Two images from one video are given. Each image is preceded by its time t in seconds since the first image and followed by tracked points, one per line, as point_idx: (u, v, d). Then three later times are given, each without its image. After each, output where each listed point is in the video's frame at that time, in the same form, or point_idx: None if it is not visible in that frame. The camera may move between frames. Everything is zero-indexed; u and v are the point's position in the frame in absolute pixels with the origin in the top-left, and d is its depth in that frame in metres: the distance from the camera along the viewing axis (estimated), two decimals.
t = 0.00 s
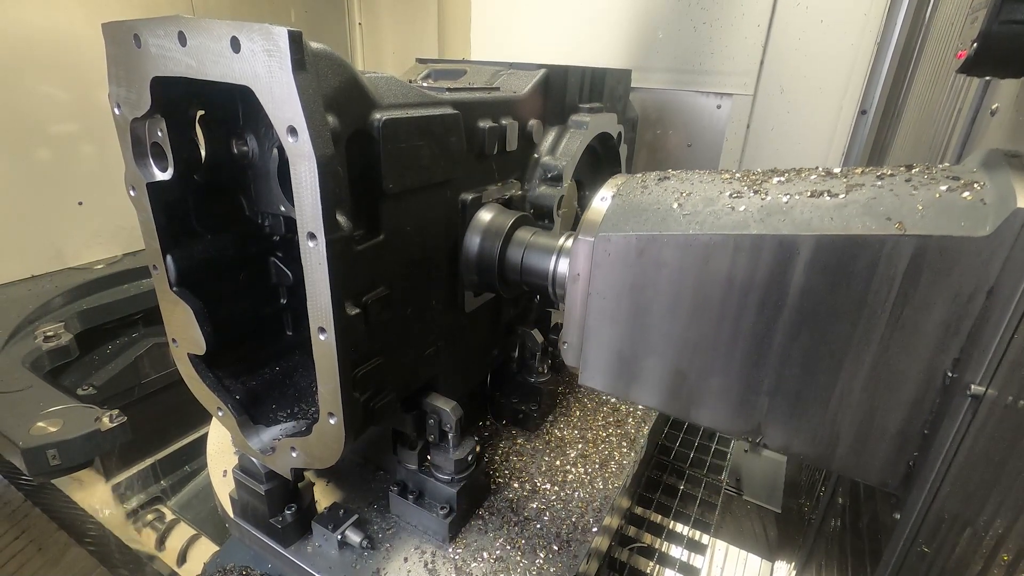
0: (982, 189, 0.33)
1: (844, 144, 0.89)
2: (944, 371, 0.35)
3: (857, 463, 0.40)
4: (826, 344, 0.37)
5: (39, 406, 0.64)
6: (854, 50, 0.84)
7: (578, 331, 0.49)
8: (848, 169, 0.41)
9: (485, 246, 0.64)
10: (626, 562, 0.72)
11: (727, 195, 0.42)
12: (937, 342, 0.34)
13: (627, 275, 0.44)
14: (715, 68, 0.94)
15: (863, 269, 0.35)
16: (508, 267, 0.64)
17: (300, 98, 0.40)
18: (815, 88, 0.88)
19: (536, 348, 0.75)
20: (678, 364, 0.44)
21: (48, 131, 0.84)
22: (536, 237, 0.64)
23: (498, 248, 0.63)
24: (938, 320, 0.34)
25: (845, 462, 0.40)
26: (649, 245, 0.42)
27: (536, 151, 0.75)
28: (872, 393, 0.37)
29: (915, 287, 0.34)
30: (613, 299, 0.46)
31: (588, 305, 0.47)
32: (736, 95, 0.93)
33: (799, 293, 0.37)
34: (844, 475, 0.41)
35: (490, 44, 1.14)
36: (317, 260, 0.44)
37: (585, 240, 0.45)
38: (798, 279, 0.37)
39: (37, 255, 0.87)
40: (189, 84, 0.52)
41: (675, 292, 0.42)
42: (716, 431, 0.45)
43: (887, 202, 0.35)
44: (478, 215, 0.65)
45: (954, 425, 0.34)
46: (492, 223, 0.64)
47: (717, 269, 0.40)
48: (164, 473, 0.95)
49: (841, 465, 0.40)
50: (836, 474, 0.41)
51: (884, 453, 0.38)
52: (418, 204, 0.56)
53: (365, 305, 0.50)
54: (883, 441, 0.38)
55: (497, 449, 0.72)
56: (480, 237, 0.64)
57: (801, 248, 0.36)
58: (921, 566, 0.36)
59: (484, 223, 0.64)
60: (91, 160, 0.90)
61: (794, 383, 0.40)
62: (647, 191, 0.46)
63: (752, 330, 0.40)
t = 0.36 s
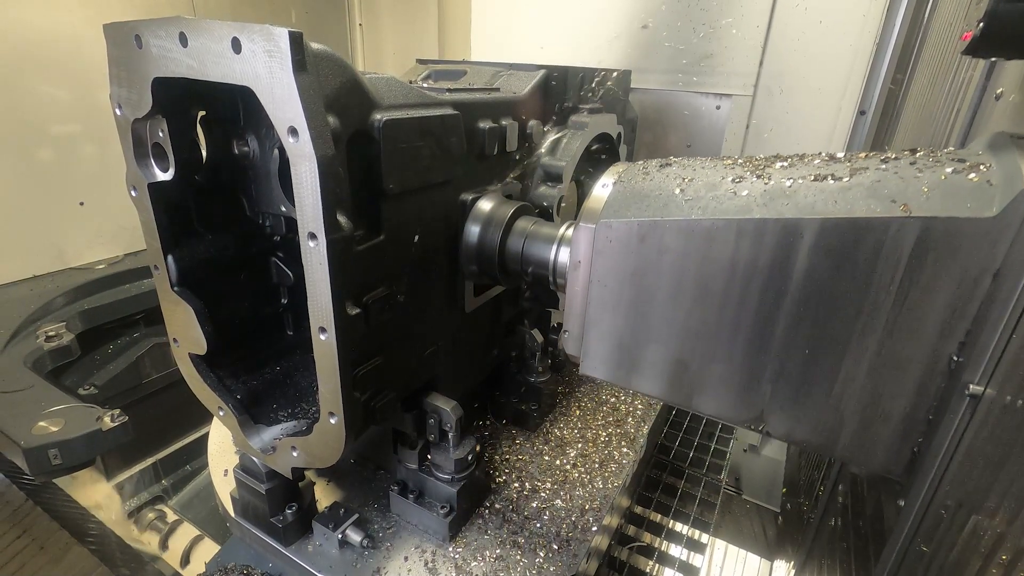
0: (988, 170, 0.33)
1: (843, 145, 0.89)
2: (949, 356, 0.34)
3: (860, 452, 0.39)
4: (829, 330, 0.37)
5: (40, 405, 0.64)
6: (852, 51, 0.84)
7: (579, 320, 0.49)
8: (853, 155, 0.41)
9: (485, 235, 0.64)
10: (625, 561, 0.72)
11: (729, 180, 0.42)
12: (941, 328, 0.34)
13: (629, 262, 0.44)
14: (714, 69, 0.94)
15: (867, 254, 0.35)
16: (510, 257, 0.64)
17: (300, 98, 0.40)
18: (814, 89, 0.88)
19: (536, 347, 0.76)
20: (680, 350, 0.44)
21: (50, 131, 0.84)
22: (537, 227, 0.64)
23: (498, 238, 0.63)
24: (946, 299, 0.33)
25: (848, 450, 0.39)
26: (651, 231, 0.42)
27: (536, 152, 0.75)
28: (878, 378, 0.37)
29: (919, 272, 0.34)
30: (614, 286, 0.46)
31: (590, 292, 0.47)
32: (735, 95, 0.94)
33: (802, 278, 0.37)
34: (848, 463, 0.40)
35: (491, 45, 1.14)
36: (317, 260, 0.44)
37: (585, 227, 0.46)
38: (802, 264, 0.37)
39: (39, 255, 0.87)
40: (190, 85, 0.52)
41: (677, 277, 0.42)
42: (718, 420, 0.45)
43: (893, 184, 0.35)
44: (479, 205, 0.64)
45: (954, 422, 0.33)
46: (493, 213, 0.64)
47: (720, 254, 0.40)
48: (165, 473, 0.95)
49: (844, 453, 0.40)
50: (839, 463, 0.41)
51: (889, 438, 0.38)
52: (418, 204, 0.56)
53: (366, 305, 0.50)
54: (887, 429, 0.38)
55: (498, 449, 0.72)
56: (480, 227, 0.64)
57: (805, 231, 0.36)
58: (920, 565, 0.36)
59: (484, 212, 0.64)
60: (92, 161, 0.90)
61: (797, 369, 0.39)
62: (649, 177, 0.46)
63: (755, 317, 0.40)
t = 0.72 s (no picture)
0: (996, 152, 0.33)
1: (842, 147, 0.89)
2: (954, 339, 0.34)
3: (864, 438, 0.39)
4: (832, 315, 0.37)
5: (41, 405, 0.64)
6: (851, 51, 0.84)
7: (580, 308, 0.49)
8: (856, 140, 0.41)
9: (485, 224, 0.64)
10: (625, 560, 0.72)
11: (731, 165, 0.42)
12: (948, 310, 0.34)
13: (629, 248, 0.44)
14: (713, 70, 0.95)
15: (872, 237, 0.35)
16: (510, 247, 0.64)
17: (301, 99, 0.40)
18: (813, 89, 0.88)
19: (536, 348, 0.77)
20: (682, 337, 0.44)
21: (52, 131, 0.84)
22: (537, 216, 0.64)
23: (498, 228, 0.63)
24: (951, 286, 0.34)
25: (851, 436, 0.40)
26: (652, 217, 0.42)
27: (536, 153, 0.76)
28: (882, 363, 0.37)
29: (925, 256, 0.34)
30: (616, 273, 0.46)
31: (591, 280, 0.47)
32: (735, 96, 0.94)
33: (806, 263, 0.37)
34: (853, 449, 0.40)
35: (491, 46, 1.14)
36: (318, 260, 0.45)
37: (586, 215, 0.46)
38: (805, 248, 0.37)
39: (41, 255, 0.87)
40: (191, 86, 0.52)
41: (679, 263, 0.42)
42: (720, 407, 0.45)
43: (899, 167, 0.35)
44: (479, 194, 0.65)
45: (952, 422, 0.34)
46: (493, 202, 0.64)
47: (722, 240, 0.40)
48: (166, 472, 0.96)
49: (848, 440, 0.40)
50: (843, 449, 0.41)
51: (895, 421, 0.38)
52: (418, 205, 0.56)
53: (366, 304, 0.50)
54: (891, 414, 0.38)
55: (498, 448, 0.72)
56: (480, 217, 0.64)
57: (808, 215, 0.36)
58: (918, 564, 0.37)
59: (484, 202, 0.64)
60: (94, 161, 0.90)
61: (801, 355, 0.39)
62: (650, 163, 0.46)
63: (757, 303, 0.40)
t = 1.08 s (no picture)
0: (1003, 132, 0.33)
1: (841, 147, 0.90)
2: (960, 323, 0.34)
3: (869, 425, 0.39)
4: (836, 299, 0.37)
5: (43, 404, 0.65)
6: (850, 52, 0.84)
7: (582, 295, 0.49)
8: (861, 125, 0.41)
9: (485, 214, 0.62)
10: (624, 558, 0.72)
11: (734, 150, 0.42)
12: (954, 293, 0.34)
13: (632, 234, 0.44)
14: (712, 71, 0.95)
15: (877, 220, 0.35)
16: (511, 237, 0.63)
17: (302, 100, 0.40)
18: (812, 90, 0.89)
19: (536, 348, 0.77)
20: (685, 323, 0.44)
21: (55, 132, 0.85)
22: (537, 206, 0.62)
23: (498, 218, 0.61)
24: (955, 274, 0.34)
25: (855, 423, 0.39)
26: (655, 202, 0.42)
27: (536, 153, 0.76)
28: (886, 348, 0.37)
29: (930, 238, 0.34)
30: (618, 259, 0.46)
31: (593, 267, 0.48)
32: (734, 97, 0.95)
33: (810, 245, 0.37)
34: (857, 436, 0.40)
35: (491, 46, 1.15)
36: (319, 260, 0.45)
37: (588, 201, 0.46)
38: (809, 231, 0.37)
39: (42, 255, 0.87)
40: (192, 86, 0.52)
41: (681, 248, 0.42)
42: (722, 395, 0.45)
43: (905, 149, 0.35)
44: (478, 183, 0.64)
45: (951, 419, 0.35)
46: (493, 192, 0.63)
47: (724, 224, 0.40)
48: (167, 471, 0.96)
49: (852, 426, 0.40)
50: (847, 436, 0.41)
51: (901, 405, 0.38)
52: (418, 205, 0.56)
53: (366, 305, 0.50)
54: (896, 399, 0.38)
55: (498, 447, 0.73)
56: (480, 207, 0.63)
57: (812, 198, 0.36)
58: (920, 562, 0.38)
59: (484, 191, 0.63)
60: (96, 162, 0.91)
61: (805, 341, 0.39)
62: (652, 149, 0.46)
63: (760, 289, 0.40)
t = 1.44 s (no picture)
0: (1010, 111, 0.33)
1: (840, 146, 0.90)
2: (966, 307, 0.34)
3: (873, 411, 0.39)
4: (840, 283, 0.37)
5: (44, 404, 0.65)
6: (849, 53, 0.85)
7: (583, 284, 0.50)
8: (864, 108, 0.41)
9: (485, 204, 0.63)
10: (623, 558, 0.72)
11: (737, 134, 0.42)
12: (959, 275, 0.34)
13: (633, 219, 0.44)
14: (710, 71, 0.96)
15: (882, 203, 0.35)
16: (512, 227, 0.64)
17: (302, 101, 0.41)
18: (812, 90, 0.89)
19: (536, 348, 0.77)
20: (687, 309, 0.44)
21: (56, 133, 0.85)
22: (538, 195, 0.63)
23: (498, 209, 0.62)
24: (960, 258, 0.34)
25: (860, 409, 0.39)
26: (656, 186, 0.42)
27: (536, 153, 0.76)
28: (891, 332, 0.37)
29: (936, 220, 0.34)
30: (619, 245, 0.46)
31: (595, 253, 0.48)
32: (732, 97, 0.95)
33: (814, 228, 0.37)
34: (861, 422, 0.40)
35: (491, 46, 1.15)
36: (320, 260, 0.45)
37: (589, 186, 0.46)
38: (813, 213, 0.37)
39: (44, 255, 0.88)
40: (193, 87, 0.52)
41: (684, 233, 0.42)
42: (724, 382, 0.45)
43: (909, 130, 0.35)
44: (478, 173, 0.64)
45: (950, 417, 0.36)
46: (493, 181, 0.63)
47: (727, 209, 0.40)
48: (168, 471, 0.96)
49: (856, 412, 0.40)
50: (851, 423, 0.41)
51: (905, 390, 0.38)
52: (418, 205, 0.56)
53: (366, 305, 0.51)
54: (901, 384, 0.38)
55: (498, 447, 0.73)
56: (480, 197, 0.63)
57: (816, 180, 0.36)
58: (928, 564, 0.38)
59: (484, 180, 0.63)
60: (97, 162, 0.91)
61: (808, 326, 0.39)
62: (653, 135, 0.47)
63: (763, 274, 0.40)
